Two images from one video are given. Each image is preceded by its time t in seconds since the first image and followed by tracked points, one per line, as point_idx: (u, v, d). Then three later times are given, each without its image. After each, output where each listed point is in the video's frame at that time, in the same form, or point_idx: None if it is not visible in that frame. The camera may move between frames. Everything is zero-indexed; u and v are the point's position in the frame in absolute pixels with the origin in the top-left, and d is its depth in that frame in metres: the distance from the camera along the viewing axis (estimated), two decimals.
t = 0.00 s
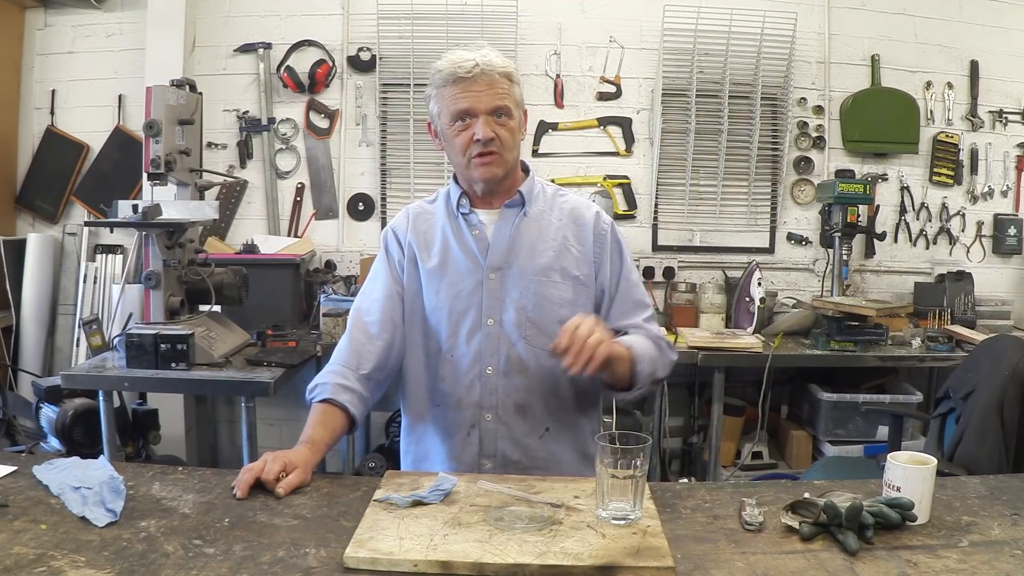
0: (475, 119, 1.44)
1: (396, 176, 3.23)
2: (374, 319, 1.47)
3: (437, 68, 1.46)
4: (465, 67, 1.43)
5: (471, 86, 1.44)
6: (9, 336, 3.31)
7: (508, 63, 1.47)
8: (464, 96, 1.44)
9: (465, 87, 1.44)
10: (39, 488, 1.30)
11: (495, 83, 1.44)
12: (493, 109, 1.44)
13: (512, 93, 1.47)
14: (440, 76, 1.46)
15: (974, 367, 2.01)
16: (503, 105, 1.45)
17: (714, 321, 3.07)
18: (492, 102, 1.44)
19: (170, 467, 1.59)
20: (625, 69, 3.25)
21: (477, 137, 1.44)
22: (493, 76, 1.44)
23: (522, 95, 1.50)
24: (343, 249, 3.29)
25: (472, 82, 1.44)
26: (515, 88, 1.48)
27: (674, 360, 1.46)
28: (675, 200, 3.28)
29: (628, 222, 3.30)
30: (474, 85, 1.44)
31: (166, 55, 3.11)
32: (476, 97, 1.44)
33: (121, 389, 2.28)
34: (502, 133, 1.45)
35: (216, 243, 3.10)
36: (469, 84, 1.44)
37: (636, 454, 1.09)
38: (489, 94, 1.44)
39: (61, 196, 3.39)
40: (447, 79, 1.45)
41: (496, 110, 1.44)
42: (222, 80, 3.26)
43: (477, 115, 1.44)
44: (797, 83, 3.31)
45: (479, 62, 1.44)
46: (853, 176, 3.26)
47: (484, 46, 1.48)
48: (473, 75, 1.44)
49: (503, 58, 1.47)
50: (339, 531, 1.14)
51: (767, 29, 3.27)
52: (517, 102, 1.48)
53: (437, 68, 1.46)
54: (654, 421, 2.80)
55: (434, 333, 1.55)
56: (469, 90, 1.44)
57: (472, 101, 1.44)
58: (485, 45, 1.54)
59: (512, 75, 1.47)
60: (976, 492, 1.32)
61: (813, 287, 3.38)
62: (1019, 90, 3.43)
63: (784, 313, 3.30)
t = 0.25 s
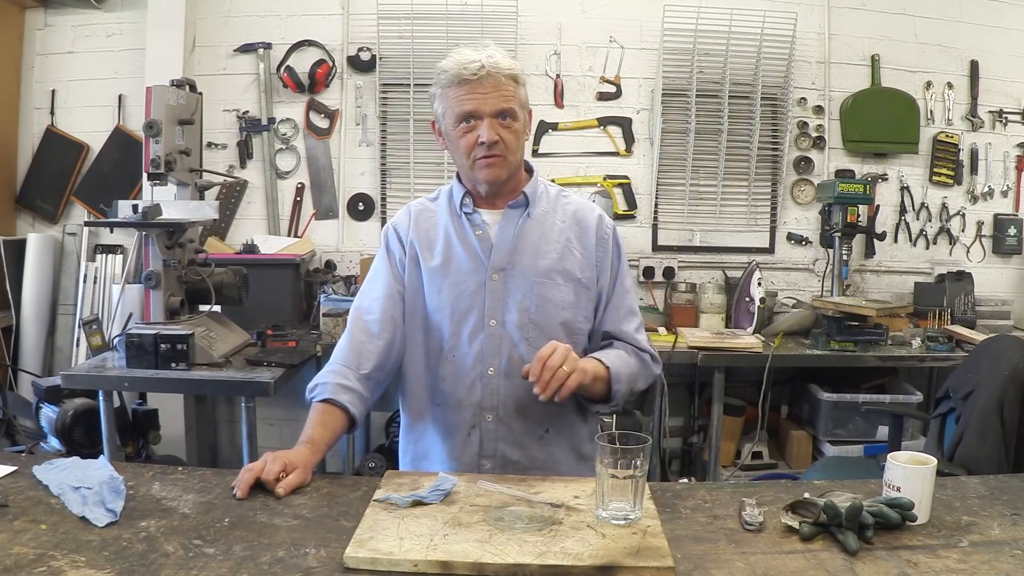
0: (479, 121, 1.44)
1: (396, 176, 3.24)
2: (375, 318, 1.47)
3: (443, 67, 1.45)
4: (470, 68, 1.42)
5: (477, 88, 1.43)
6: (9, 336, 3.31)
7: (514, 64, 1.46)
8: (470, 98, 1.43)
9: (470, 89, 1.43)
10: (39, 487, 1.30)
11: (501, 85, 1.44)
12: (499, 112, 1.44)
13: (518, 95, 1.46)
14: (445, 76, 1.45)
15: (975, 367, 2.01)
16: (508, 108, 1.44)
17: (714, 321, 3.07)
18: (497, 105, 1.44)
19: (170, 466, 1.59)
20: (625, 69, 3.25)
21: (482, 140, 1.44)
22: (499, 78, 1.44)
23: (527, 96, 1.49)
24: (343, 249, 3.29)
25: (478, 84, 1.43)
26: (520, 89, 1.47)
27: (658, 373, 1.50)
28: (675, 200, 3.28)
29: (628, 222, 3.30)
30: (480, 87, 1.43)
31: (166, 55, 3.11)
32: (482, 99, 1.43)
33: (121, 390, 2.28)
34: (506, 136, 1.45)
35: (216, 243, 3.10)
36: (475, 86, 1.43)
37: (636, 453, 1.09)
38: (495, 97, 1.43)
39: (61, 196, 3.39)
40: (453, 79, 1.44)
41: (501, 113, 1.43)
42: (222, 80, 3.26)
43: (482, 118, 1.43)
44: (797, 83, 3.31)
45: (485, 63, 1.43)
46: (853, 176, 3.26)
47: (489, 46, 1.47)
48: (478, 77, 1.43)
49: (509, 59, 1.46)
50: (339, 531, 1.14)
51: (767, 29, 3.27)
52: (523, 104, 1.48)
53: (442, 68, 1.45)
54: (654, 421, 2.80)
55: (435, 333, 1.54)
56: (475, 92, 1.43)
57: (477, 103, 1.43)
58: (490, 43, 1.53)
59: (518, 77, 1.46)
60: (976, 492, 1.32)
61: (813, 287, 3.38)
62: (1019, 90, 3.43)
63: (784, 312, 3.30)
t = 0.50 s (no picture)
0: (482, 121, 1.44)
1: (396, 176, 3.24)
2: (375, 318, 1.47)
3: (446, 67, 1.45)
4: (474, 69, 1.42)
5: (480, 88, 1.43)
6: (9, 336, 3.31)
7: (518, 64, 1.46)
8: (473, 98, 1.43)
9: (473, 89, 1.43)
10: (39, 487, 1.30)
11: (505, 86, 1.44)
12: (502, 112, 1.44)
13: (521, 95, 1.46)
14: (448, 76, 1.45)
15: (974, 367, 2.01)
16: (511, 108, 1.44)
17: (714, 321, 3.07)
18: (500, 105, 1.44)
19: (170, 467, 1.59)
20: (625, 69, 3.25)
21: (485, 140, 1.44)
22: (502, 78, 1.44)
23: (530, 97, 1.49)
24: (343, 249, 3.29)
25: (482, 84, 1.43)
26: (524, 89, 1.47)
27: (659, 374, 1.51)
28: (675, 200, 3.28)
29: (628, 222, 3.30)
30: (483, 88, 1.43)
31: (166, 55, 3.11)
32: (485, 99, 1.43)
33: (121, 390, 2.28)
34: (509, 136, 1.45)
35: (216, 243, 3.10)
36: (478, 86, 1.43)
37: (636, 453, 1.09)
38: (498, 97, 1.43)
39: (61, 196, 3.39)
40: (456, 79, 1.44)
41: (504, 113, 1.43)
42: (222, 80, 3.26)
43: (485, 118, 1.43)
44: (797, 83, 3.31)
45: (489, 63, 1.43)
46: (853, 176, 3.26)
47: (492, 46, 1.47)
48: (482, 77, 1.43)
49: (512, 60, 1.46)
50: (339, 531, 1.14)
51: (767, 29, 3.27)
52: (526, 104, 1.48)
53: (445, 67, 1.45)
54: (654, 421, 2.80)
55: (435, 333, 1.54)
56: (478, 92, 1.43)
57: (481, 103, 1.43)
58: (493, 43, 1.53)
59: (522, 77, 1.46)
60: (976, 492, 1.32)
61: (813, 287, 3.38)
62: (1019, 90, 3.43)
63: (784, 312, 3.30)
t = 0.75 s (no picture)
0: (480, 119, 1.44)
1: (396, 176, 3.24)
2: (375, 318, 1.47)
3: (443, 66, 1.46)
4: (471, 67, 1.43)
5: (477, 86, 1.43)
6: (9, 336, 3.31)
7: (514, 63, 1.46)
8: (471, 96, 1.43)
9: (470, 87, 1.43)
10: (39, 487, 1.30)
11: (502, 83, 1.44)
12: (499, 110, 1.44)
13: (518, 93, 1.46)
14: (446, 75, 1.45)
15: (974, 367, 2.01)
16: (509, 106, 1.44)
17: (714, 321, 3.07)
18: (497, 103, 1.44)
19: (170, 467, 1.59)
20: (625, 69, 3.25)
21: (483, 138, 1.44)
22: (500, 76, 1.44)
23: (528, 95, 1.49)
24: (343, 249, 3.29)
25: (478, 82, 1.43)
26: (521, 88, 1.47)
27: (667, 367, 1.50)
28: (674, 200, 3.28)
29: (628, 222, 3.30)
30: (481, 85, 1.43)
31: (166, 55, 3.11)
32: (482, 97, 1.43)
33: (121, 390, 2.28)
34: (506, 134, 1.45)
35: (216, 243, 3.10)
36: (475, 84, 1.43)
37: (636, 453, 1.09)
38: (496, 94, 1.43)
39: (61, 196, 3.39)
40: (454, 78, 1.44)
41: (501, 110, 1.43)
42: (222, 80, 3.26)
43: (483, 116, 1.43)
44: (797, 83, 3.31)
45: (485, 61, 1.43)
46: (853, 176, 3.26)
47: (490, 45, 1.47)
48: (478, 76, 1.43)
49: (510, 58, 1.47)
50: (339, 531, 1.14)
51: (768, 29, 3.27)
52: (523, 103, 1.48)
53: (443, 66, 1.46)
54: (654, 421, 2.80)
55: (435, 334, 1.54)
56: (475, 90, 1.43)
57: (477, 101, 1.43)
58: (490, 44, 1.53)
59: (519, 75, 1.46)
60: (976, 492, 1.32)
61: (813, 287, 3.39)
62: (1019, 90, 3.43)
63: (783, 312, 3.30)
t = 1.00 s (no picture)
0: (460, 112, 1.45)
1: (396, 176, 3.24)
2: (374, 322, 1.47)
3: (423, 71, 1.49)
4: (447, 64, 1.45)
5: (455, 80, 1.45)
6: (9, 336, 3.31)
7: (490, 58, 1.48)
8: (449, 90, 1.45)
9: (448, 84, 1.45)
10: (39, 487, 1.30)
11: (479, 76, 1.46)
12: (478, 102, 1.44)
13: (498, 87, 1.48)
14: (426, 76, 1.48)
15: (974, 367, 2.01)
16: (488, 97, 1.45)
17: (714, 321, 3.07)
18: (476, 96, 1.45)
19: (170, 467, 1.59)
20: (625, 69, 3.25)
21: (464, 129, 1.44)
22: (476, 71, 1.46)
23: (509, 89, 1.50)
24: (343, 249, 3.29)
25: (455, 78, 1.45)
26: (500, 81, 1.48)
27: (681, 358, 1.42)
28: (674, 200, 3.28)
29: (628, 222, 3.30)
30: (458, 80, 1.45)
31: (166, 55, 3.11)
32: (460, 90, 1.44)
33: (121, 390, 2.28)
34: (488, 124, 1.44)
35: (216, 243, 3.09)
36: (452, 80, 1.45)
37: (636, 453, 1.08)
38: (474, 87, 1.45)
39: (61, 196, 3.39)
40: (432, 78, 1.47)
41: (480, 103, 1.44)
42: (222, 80, 3.26)
43: (462, 108, 1.44)
44: (797, 83, 3.31)
45: (461, 58, 1.45)
46: (853, 176, 3.26)
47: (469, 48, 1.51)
48: (455, 72, 1.45)
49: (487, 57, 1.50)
50: (339, 531, 1.14)
51: (768, 29, 3.26)
52: (505, 97, 1.49)
53: (423, 70, 1.49)
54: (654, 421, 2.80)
55: (436, 336, 1.55)
56: (453, 85, 1.45)
57: (456, 96, 1.45)
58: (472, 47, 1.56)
59: (496, 69, 1.48)
60: (976, 492, 1.32)
61: (813, 287, 3.38)
62: (1019, 90, 3.43)
63: (783, 312, 3.30)
